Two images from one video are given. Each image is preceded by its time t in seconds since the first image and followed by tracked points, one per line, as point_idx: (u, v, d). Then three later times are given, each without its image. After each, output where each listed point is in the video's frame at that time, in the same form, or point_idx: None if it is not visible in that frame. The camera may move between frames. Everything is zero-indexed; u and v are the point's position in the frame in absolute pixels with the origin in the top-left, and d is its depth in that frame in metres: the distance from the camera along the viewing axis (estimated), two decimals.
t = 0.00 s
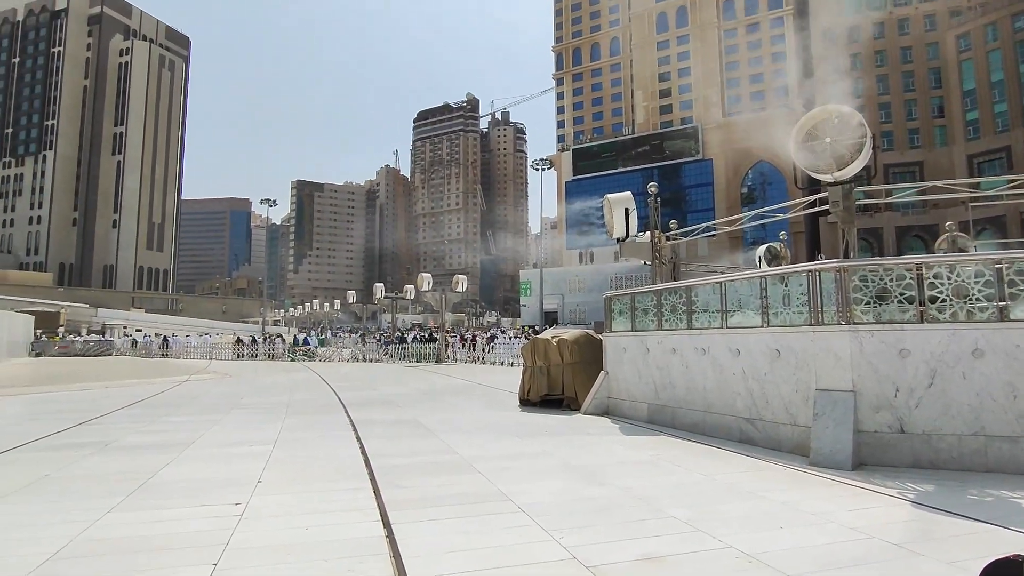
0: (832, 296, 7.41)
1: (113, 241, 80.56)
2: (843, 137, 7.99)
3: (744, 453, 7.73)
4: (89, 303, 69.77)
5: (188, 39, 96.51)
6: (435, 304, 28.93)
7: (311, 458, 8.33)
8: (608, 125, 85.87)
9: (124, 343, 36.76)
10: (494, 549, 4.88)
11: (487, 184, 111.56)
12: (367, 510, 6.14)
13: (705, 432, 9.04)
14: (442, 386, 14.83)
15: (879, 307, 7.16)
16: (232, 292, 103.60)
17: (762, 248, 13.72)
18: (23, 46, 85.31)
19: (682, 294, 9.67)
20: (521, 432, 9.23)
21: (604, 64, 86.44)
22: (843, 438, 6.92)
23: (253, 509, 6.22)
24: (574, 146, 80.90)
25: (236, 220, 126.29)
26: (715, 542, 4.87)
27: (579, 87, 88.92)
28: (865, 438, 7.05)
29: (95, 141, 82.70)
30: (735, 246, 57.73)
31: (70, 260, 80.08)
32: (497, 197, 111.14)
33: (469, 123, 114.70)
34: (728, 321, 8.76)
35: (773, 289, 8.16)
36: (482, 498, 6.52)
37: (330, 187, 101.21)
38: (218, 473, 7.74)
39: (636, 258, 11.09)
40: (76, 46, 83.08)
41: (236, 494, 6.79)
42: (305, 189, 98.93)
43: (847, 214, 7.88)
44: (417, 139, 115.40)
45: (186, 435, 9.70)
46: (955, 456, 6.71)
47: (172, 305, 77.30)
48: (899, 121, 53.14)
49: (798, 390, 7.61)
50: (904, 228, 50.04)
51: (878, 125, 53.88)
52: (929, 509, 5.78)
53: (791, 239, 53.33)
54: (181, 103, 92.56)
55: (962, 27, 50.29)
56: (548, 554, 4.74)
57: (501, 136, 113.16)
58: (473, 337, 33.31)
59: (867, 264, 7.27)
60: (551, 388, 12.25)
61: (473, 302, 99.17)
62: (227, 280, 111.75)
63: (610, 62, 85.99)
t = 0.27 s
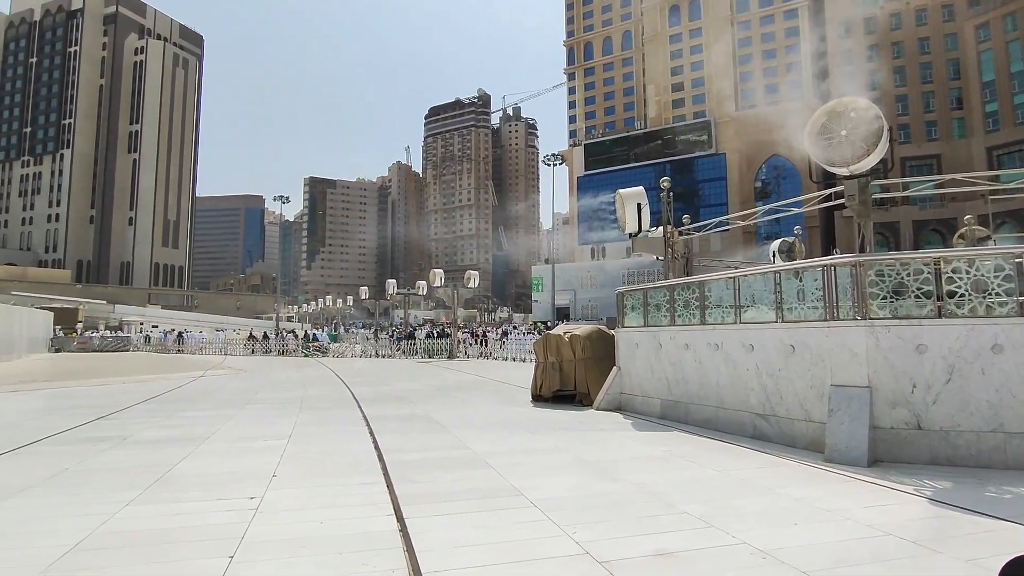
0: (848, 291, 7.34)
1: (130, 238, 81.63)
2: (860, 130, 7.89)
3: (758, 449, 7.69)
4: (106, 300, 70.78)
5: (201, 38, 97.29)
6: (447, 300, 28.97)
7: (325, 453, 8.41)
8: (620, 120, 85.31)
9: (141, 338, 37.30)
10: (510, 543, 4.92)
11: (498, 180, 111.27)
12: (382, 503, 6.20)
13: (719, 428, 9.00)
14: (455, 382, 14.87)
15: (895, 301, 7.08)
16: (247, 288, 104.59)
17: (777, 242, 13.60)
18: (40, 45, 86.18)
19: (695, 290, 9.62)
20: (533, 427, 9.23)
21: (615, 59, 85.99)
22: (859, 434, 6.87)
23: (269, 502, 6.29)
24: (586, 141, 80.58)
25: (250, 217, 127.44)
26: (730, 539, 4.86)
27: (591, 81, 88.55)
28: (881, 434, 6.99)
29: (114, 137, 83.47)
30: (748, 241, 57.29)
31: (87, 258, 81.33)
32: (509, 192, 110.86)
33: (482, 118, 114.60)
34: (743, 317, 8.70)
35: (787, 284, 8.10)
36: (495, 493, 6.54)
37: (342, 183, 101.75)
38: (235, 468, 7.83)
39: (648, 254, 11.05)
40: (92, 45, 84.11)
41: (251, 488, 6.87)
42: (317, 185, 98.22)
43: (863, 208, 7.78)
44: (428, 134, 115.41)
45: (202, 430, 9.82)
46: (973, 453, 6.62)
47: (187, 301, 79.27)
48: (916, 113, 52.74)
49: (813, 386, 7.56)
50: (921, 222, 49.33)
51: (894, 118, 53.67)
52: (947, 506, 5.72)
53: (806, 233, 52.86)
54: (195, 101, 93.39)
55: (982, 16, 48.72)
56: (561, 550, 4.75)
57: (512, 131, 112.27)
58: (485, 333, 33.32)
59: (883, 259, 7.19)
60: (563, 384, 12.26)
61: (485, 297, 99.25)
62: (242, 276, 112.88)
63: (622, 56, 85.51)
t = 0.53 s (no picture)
0: (863, 286, 7.27)
1: (144, 236, 82.40)
2: (875, 123, 7.79)
3: (771, 446, 7.64)
4: (121, 297, 71.62)
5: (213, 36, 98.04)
6: (458, 297, 29.06)
7: (337, 449, 8.46)
8: (630, 115, 85.31)
9: (156, 335, 37.80)
10: (522, 539, 4.93)
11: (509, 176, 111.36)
12: (393, 499, 6.23)
13: (731, 425, 8.96)
14: (466, 378, 14.90)
15: (911, 297, 6.99)
16: (259, 285, 105.45)
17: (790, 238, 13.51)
18: (55, 45, 87.18)
19: (707, 286, 9.57)
20: (544, 423, 9.24)
21: (626, 54, 85.62)
22: (873, 431, 6.80)
23: (282, 497, 6.34)
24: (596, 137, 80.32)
25: (262, 214, 128.38)
26: (742, 536, 4.83)
27: (601, 77, 88.41)
28: (896, 431, 6.92)
29: (128, 136, 84.08)
30: (761, 236, 56.78)
31: (103, 255, 82.31)
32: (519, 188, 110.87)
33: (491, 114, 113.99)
34: (755, 312, 8.65)
35: (800, 280, 8.04)
36: (506, 489, 6.55)
37: (353, 181, 102.29)
38: (249, 462, 7.91)
39: (659, 249, 11.01)
40: (106, 45, 84.93)
41: (264, 483, 6.94)
42: (328, 182, 99.88)
43: (878, 202, 7.68)
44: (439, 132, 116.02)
45: (216, 425, 9.92)
46: (991, 450, 6.52)
47: (200, 298, 80.54)
48: (932, 105, 51.79)
49: (827, 382, 7.49)
50: (937, 217, 48.60)
51: (910, 111, 52.71)
52: (963, 503, 5.66)
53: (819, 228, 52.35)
54: (207, 99, 94.10)
55: (999, 7, 48.28)
56: (573, 546, 4.75)
57: (522, 127, 112.43)
58: (495, 329, 33.41)
59: (898, 253, 7.10)
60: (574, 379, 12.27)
61: (496, 294, 99.01)
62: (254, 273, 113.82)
63: (632, 51, 85.10)
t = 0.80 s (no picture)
0: (876, 281, 7.20)
1: (157, 235, 83.30)
2: (889, 117, 7.72)
3: (783, 443, 7.61)
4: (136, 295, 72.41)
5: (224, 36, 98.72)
6: (468, 294, 29.16)
7: (349, 445, 8.53)
8: (641, 111, 84.91)
9: (170, 331, 38.28)
10: (534, 535, 4.95)
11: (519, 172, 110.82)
12: (404, 494, 6.28)
13: (743, 422, 8.92)
14: (477, 374, 14.96)
15: (925, 293, 6.91)
16: (271, 283, 106.18)
17: (801, 234, 13.47)
18: (69, 46, 88.14)
19: (718, 282, 9.54)
20: (555, 419, 9.25)
21: (636, 49, 85.14)
22: (887, 428, 6.75)
23: (294, 493, 6.40)
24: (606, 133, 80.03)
25: (273, 212, 129.33)
26: (754, 533, 4.81)
27: (611, 72, 87.98)
28: (910, 428, 6.86)
29: (141, 136, 84.96)
30: (772, 232, 56.42)
31: (117, 254, 83.20)
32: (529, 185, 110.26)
33: (500, 110, 113.73)
34: (767, 308, 8.60)
35: (813, 275, 7.97)
36: (517, 485, 6.58)
37: (363, 178, 105.53)
38: (262, 458, 8.00)
39: (670, 245, 11.01)
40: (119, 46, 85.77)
41: (278, 478, 7.02)
42: (339, 181, 103.43)
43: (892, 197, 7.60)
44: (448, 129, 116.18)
45: (229, 421, 10.04)
46: (1008, 448, 6.43)
47: (214, 296, 81.22)
48: (948, 99, 51.07)
49: (840, 379, 7.44)
50: (952, 212, 48.06)
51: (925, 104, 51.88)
52: (978, 501, 5.60)
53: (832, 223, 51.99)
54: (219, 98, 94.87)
55: None
56: (584, 542, 4.76)
57: (532, 123, 111.65)
58: (504, 326, 33.50)
59: (912, 249, 7.04)
60: (584, 375, 12.29)
61: (505, 291, 98.68)
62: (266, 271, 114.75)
63: (642, 46, 84.59)
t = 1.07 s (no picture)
0: (888, 276, 7.13)
1: (169, 233, 84.28)
2: (902, 110, 7.63)
3: (795, 440, 7.55)
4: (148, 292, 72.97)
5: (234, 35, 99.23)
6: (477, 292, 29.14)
7: (359, 441, 8.56)
8: (650, 107, 84.22)
9: (182, 330, 38.59)
10: (544, 532, 4.96)
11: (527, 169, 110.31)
12: (414, 490, 6.30)
13: (754, 418, 8.87)
14: (487, 371, 14.98)
15: (939, 289, 6.83)
16: (281, 281, 106.65)
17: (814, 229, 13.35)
18: (82, 46, 89.07)
19: (729, 278, 9.49)
20: (564, 416, 9.23)
21: (645, 44, 84.61)
22: (900, 425, 6.68)
23: (305, 489, 6.43)
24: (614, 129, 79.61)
25: (283, 210, 130.05)
26: (765, 531, 4.79)
27: (619, 68, 87.30)
28: (923, 425, 6.79)
29: (151, 135, 85.65)
30: (783, 228, 55.98)
31: (130, 253, 83.76)
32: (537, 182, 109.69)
33: (509, 108, 113.81)
34: (778, 305, 8.55)
35: (825, 271, 7.90)
36: (527, 481, 6.59)
37: (373, 177, 106.74)
38: (273, 455, 8.05)
39: (680, 242, 10.96)
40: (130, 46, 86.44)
41: (289, 475, 7.07)
42: (349, 178, 104.92)
43: (906, 192, 7.50)
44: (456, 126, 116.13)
45: (241, 418, 10.12)
46: None
47: (225, 293, 80.99)
48: (962, 91, 50.23)
49: (852, 375, 7.38)
50: (966, 207, 47.53)
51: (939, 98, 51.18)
52: (994, 499, 5.52)
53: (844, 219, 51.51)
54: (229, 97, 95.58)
55: None
56: (594, 538, 4.76)
57: (540, 120, 110.88)
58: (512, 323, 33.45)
59: (926, 243, 6.96)
60: (593, 373, 12.24)
61: (514, 288, 98.41)
62: (276, 269, 115.42)
63: (652, 41, 84.02)
